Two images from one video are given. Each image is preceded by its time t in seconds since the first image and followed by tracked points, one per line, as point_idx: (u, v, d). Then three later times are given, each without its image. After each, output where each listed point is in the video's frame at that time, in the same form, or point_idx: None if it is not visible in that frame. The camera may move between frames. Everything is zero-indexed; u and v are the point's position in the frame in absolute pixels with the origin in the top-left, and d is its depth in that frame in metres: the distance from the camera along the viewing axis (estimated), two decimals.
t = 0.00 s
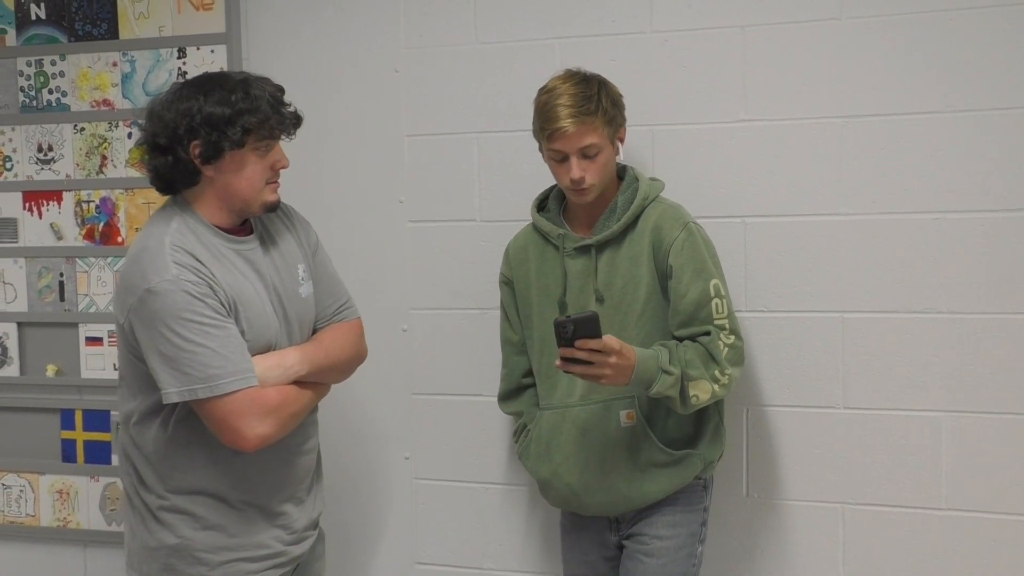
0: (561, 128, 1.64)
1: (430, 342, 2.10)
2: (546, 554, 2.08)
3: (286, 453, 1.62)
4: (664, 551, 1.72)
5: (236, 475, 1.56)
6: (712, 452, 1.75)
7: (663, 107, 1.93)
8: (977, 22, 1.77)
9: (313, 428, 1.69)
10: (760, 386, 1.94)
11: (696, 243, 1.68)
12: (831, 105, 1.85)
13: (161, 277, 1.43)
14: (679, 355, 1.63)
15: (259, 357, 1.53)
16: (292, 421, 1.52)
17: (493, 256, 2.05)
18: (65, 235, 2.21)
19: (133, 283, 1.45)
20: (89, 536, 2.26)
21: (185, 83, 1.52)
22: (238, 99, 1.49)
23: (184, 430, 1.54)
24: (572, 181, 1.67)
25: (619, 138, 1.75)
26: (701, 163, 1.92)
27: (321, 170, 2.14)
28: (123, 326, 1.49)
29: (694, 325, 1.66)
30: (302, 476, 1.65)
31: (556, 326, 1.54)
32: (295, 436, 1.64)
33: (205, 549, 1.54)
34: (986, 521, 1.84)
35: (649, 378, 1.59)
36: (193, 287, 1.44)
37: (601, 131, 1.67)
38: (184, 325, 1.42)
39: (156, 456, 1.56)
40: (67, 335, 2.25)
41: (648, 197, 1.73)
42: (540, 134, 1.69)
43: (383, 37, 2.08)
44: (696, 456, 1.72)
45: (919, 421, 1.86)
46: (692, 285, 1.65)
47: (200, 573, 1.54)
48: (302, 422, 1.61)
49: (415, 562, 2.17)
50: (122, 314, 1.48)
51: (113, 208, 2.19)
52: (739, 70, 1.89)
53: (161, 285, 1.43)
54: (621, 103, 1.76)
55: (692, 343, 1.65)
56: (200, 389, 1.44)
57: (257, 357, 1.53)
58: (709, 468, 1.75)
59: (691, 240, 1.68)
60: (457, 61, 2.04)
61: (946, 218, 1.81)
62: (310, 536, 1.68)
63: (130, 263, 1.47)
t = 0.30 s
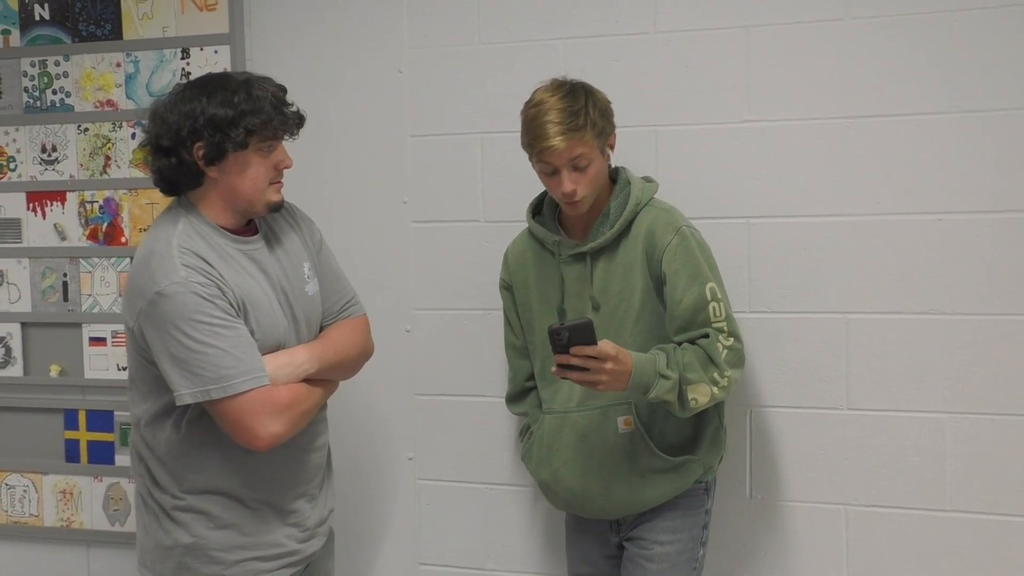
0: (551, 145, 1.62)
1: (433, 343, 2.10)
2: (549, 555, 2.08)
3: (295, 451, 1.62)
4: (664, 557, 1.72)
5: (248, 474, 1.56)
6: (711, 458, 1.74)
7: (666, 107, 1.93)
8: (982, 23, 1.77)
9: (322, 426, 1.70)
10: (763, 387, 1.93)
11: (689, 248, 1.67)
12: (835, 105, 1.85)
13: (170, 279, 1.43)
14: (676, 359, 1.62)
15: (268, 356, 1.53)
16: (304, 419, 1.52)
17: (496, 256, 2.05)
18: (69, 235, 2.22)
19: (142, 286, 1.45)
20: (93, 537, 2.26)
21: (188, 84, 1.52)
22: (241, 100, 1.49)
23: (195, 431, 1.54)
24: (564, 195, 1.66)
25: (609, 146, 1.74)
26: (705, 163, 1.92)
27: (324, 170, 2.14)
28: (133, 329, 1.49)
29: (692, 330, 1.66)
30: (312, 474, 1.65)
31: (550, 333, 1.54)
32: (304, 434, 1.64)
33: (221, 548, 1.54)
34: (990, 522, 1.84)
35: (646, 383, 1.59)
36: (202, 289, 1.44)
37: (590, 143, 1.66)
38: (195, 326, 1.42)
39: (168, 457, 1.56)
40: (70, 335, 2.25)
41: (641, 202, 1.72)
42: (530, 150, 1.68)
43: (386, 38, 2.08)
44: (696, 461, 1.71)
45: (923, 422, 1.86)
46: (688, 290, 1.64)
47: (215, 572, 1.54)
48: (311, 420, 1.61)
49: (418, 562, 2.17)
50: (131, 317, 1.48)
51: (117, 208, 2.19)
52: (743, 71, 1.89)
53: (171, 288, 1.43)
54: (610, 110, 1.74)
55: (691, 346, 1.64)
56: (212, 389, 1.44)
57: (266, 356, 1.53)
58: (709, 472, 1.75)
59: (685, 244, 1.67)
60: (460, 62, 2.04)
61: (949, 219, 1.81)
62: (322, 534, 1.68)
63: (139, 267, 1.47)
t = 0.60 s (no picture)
0: (540, 161, 1.62)
1: (436, 343, 2.11)
2: (551, 556, 2.08)
3: (302, 449, 1.62)
4: (670, 549, 1.72)
5: (256, 473, 1.56)
6: (717, 454, 1.75)
7: (670, 108, 1.93)
8: (985, 24, 1.77)
9: (329, 426, 1.70)
10: (766, 388, 1.93)
11: (684, 250, 1.67)
12: (838, 106, 1.85)
13: (177, 281, 1.43)
14: (676, 363, 1.62)
15: (274, 356, 1.54)
16: (312, 417, 1.53)
17: (499, 256, 2.05)
18: (72, 235, 2.22)
19: (149, 289, 1.45)
20: (95, 536, 2.26)
21: (191, 85, 1.52)
22: (243, 102, 1.49)
23: (203, 431, 1.55)
24: (555, 207, 1.67)
25: (599, 153, 1.73)
26: (708, 165, 1.92)
27: (327, 170, 2.15)
28: (140, 331, 1.50)
29: (692, 332, 1.66)
30: (321, 472, 1.66)
31: (547, 347, 1.52)
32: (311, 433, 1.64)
33: (232, 547, 1.54)
34: (993, 523, 1.84)
35: (646, 389, 1.59)
36: (209, 290, 1.44)
37: (579, 156, 1.65)
38: (203, 328, 1.42)
39: (178, 457, 1.56)
40: (73, 335, 2.25)
41: (635, 206, 1.72)
42: (520, 164, 1.68)
43: (389, 38, 2.09)
44: (703, 457, 1.72)
45: (926, 423, 1.86)
46: (685, 294, 1.64)
47: (227, 571, 1.55)
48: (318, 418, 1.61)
49: (420, 562, 2.17)
50: (138, 320, 1.48)
51: (120, 208, 2.19)
52: (746, 72, 1.89)
53: (177, 290, 1.43)
54: (597, 117, 1.73)
55: (691, 349, 1.64)
56: (220, 390, 1.44)
57: (273, 356, 1.54)
58: (715, 469, 1.76)
59: (679, 248, 1.67)
60: (464, 62, 2.04)
61: (953, 220, 1.81)
62: (332, 532, 1.68)
63: (145, 269, 1.47)
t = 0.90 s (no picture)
0: (525, 148, 1.65)
1: (439, 342, 2.11)
2: (554, 556, 2.08)
3: (306, 449, 1.63)
4: (673, 542, 1.72)
5: (259, 473, 1.56)
6: (721, 449, 1.74)
7: (673, 108, 1.93)
8: (988, 25, 1.77)
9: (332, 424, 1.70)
10: (769, 388, 1.93)
11: (691, 245, 1.68)
12: (842, 107, 1.85)
13: (181, 280, 1.44)
14: (684, 357, 1.62)
15: (278, 355, 1.54)
16: (315, 417, 1.53)
17: (502, 256, 2.05)
18: (75, 234, 2.22)
19: (153, 287, 1.45)
20: (98, 535, 2.26)
21: (198, 85, 1.52)
22: (249, 103, 1.48)
23: (206, 430, 1.55)
24: (541, 198, 1.68)
25: (597, 151, 1.72)
26: (711, 166, 1.92)
27: (331, 169, 2.15)
28: (144, 330, 1.50)
29: (699, 325, 1.66)
30: (323, 471, 1.65)
31: (556, 344, 1.53)
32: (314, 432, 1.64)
33: (235, 545, 1.55)
34: (995, 524, 1.84)
35: (655, 383, 1.59)
36: (214, 289, 1.45)
37: (567, 148, 1.65)
38: (206, 328, 1.43)
39: (181, 455, 1.57)
40: (76, 334, 2.25)
41: (641, 202, 1.73)
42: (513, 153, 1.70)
43: (392, 38, 2.09)
44: (707, 452, 1.72)
45: (928, 423, 1.86)
46: (692, 287, 1.65)
47: (229, 569, 1.55)
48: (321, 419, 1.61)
49: (423, 562, 2.17)
50: (142, 318, 1.48)
51: (123, 207, 2.19)
52: (749, 73, 1.89)
53: (182, 289, 1.43)
54: (599, 115, 1.72)
55: (698, 342, 1.65)
56: (223, 390, 1.45)
57: (277, 355, 1.54)
58: (719, 465, 1.75)
59: (686, 242, 1.67)
60: (467, 62, 2.05)
61: (955, 221, 1.81)
62: (335, 531, 1.68)
63: (149, 267, 1.47)
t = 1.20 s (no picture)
0: (527, 126, 1.75)
1: (441, 345, 2.11)
2: (555, 559, 2.07)
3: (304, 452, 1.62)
4: (677, 538, 1.72)
5: (255, 477, 1.56)
6: (721, 447, 1.74)
7: (675, 111, 1.93)
8: (989, 28, 1.77)
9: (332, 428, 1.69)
10: (770, 391, 1.93)
11: (699, 243, 1.68)
12: (843, 109, 1.85)
13: (180, 281, 1.44)
14: (686, 359, 1.63)
15: (277, 358, 1.53)
16: (313, 421, 1.52)
17: (504, 258, 2.05)
18: (77, 236, 2.22)
19: (152, 288, 1.45)
20: (99, 537, 2.26)
21: (201, 86, 1.53)
22: (252, 101, 1.49)
23: (203, 434, 1.55)
24: (536, 176, 1.76)
25: (602, 147, 1.77)
26: (713, 168, 1.92)
27: (332, 172, 2.15)
28: (143, 331, 1.50)
29: (702, 323, 1.66)
30: (322, 475, 1.65)
31: (559, 347, 1.52)
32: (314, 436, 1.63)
33: (231, 549, 1.55)
34: (998, 526, 1.83)
35: (658, 385, 1.60)
36: (212, 290, 1.45)
37: (565, 133, 1.73)
38: (204, 329, 1.43)
39: (178, 459, 1.57)
40: (78, 335, 2.25)
41: (651, 201, 1.74)
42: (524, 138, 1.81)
43: (394, 40, 2.09)
44: (707, 450, 1.72)
45: (930, 426, 1.85)
46: (697, 284, 1.65)
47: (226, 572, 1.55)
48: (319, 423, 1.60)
49: (425, 564, 2.16)
50: (141, 319, 1.48)
51: (125, 209, 2.20)
52: (751, 75, 1.89)
53: (180, 290, 1.43)
54: (610, 114, 1.79)
55: (701, 344, 1.66)
56: (221, 391, 1.45)
57: (276, 358, 1.53)
58: (720, 464, 1.74)
59: (694, 240, 1.68)
60: (468, 64, 2.05)
61: (957, 223, 1.81)
62: (334, 535, 1.68)
63: (149, 268, 1.47)
